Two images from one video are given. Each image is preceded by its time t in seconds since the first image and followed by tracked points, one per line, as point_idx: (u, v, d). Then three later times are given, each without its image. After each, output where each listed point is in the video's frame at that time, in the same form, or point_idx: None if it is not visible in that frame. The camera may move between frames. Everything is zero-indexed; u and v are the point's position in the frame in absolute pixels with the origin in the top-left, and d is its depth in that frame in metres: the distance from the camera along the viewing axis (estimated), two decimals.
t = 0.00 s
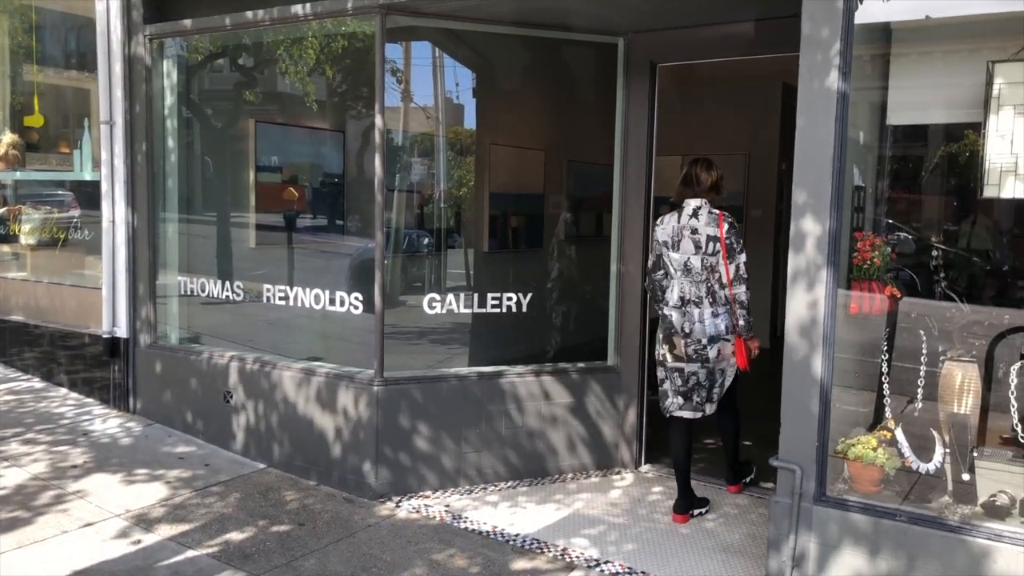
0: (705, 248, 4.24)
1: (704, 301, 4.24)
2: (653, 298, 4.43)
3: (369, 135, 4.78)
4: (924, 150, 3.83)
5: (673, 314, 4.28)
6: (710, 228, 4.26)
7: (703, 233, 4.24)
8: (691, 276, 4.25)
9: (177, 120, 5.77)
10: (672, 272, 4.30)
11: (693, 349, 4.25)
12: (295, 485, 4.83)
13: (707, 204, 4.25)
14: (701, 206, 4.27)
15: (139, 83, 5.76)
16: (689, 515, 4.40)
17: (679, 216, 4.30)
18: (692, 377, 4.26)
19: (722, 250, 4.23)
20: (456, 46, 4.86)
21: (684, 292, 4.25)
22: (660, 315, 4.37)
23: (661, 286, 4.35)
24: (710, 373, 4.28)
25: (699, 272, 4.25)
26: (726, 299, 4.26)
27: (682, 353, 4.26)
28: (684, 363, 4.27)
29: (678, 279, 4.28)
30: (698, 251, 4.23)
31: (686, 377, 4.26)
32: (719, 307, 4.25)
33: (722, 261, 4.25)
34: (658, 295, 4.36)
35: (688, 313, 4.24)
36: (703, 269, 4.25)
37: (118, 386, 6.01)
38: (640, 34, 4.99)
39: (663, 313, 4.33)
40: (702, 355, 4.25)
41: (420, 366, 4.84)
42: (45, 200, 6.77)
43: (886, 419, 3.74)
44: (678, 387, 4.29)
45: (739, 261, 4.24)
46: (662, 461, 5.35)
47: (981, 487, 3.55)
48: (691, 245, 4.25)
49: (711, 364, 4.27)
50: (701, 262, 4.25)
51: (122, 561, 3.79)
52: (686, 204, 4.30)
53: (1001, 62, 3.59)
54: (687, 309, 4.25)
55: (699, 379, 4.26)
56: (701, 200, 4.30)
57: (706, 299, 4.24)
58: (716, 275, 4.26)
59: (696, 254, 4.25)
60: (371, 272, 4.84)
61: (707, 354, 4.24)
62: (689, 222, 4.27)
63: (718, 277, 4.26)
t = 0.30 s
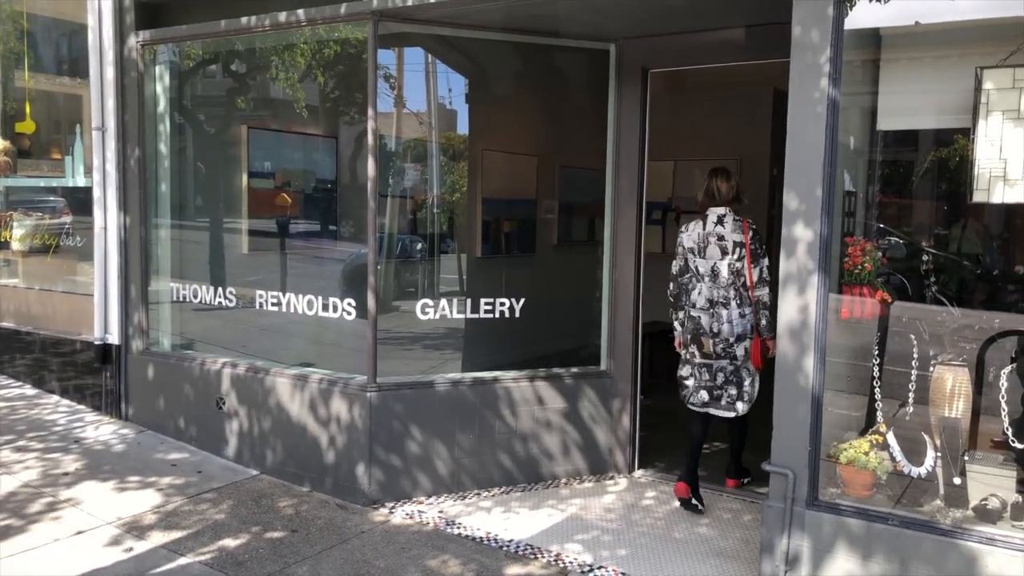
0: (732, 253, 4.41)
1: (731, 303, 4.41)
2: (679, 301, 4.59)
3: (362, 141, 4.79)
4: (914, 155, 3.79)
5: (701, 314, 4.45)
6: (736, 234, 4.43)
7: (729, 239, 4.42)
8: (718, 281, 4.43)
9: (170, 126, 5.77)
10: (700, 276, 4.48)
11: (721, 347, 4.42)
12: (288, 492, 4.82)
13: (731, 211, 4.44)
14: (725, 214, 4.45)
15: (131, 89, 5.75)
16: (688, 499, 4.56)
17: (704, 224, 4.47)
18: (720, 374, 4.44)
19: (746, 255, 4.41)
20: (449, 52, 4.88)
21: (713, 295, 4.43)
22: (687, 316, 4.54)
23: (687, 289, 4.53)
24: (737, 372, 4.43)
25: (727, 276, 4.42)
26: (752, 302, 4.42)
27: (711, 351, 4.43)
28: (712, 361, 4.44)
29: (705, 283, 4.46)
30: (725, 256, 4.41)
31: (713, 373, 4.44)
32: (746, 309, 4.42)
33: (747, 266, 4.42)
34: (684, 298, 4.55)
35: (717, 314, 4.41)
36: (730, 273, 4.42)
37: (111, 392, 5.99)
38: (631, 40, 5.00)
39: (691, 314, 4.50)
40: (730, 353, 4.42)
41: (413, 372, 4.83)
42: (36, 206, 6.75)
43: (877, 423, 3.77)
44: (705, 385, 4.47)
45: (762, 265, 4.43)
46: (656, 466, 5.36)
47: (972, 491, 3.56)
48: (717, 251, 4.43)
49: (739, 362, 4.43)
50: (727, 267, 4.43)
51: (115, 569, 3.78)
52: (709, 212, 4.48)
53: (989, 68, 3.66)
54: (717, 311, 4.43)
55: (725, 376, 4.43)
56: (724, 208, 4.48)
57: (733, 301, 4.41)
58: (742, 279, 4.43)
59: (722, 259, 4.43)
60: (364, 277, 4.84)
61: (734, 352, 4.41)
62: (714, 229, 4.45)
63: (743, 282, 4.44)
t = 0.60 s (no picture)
0: (746, 248, 4.80)
1: (739, 296, 4.79)
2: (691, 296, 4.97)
3: (356, 146, 4.79)
4: (907, 160, 3.80)
5: (710, 308, 4.84)
6: (750, 231, 4.83)
7: (744, 236, 4.81)
8: (731, 274, 4.80)
9: (164, 131, 5.77)
10: (711, 271, 4.84)
11: (730, 338, 4.79)
12: (281, 498, 4.80)
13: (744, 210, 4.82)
14: (738, 212, 4.83)
15: (125, 95, 5.74)
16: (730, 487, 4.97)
17: (719, 222, 4.84)
18: (733, 366, 4.80)
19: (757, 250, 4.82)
20: (443, 58, 4.88)
21: (722, 288, 4.81)
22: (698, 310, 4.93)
23: (698, 283, 4.89)
24: (748, 362, 4.79)
25: (738, 270, 4.80)
26: (760, 294, 4.83)
27: (722, 343, 4.82)
28: (725, 353, 4.82)
29: (714, 277, 4.83)
30: (740, 251, 4.79)
31: (727, 365, 4.82)
32: (753, 301, 4.81)
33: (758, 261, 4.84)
34: (695, 291, 4.91)
35: (725, 307, 4.80)
36: (743, 267, 4.81)
37: (104, 399, 5.97)
38: (625, 47, 5.02)
39: (701, 308, 4.89)
40: (740, 344, 4.79)
41: (406, 378, 4.83)
42: (29, 212, 6.74)
43: (871, 427, 3.77)
44: (720, 374, 4.85)
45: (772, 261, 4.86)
46: (650, 471, 5.36)
47: (966, 495, 3.58)
48: (733, 246, 4.81)
49: (750, 351, 4.79)
50: (742, 261, 4.81)
51: None
52: (723, 210, 4.85)
53: (981, 74, 3.64)
54: (727, 303, 4.80)
55: (737, 367, 4.79)
56: (737, 205, 4.86)
57: (741, 293, 4.80)
58: (753, 273, 4.83)
59: (737, 254, 4.80)
60: (358, 283, 4.83)
61: (743, 342, 4.78)
62: (729, 226, 4.82)
63: (754, 276, 4.84)
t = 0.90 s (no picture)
0: (747, 261, 4.84)
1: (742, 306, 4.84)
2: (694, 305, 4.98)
3: (354, 152, 4.79)
4: (904, 164, 3.80)
5: (714, 316, 4.86)
6: (750, 244, 4.87)
7: (745, 249, 4.84)
8: (734, 285, 4.84)
9: (161, 137, 5.77)
10: (715, 282, 4.87)
11: (735, 345, 4.84)
12: (279, 504, 4.79)
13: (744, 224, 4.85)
14: (739, 225, 4.86)
15: (122, 100, 5.74)
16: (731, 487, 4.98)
17: (720, 235, 4.86)
18: (736, 370, 4.83)
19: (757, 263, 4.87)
20: (439, 63, 4.88)
21: (725, 299, 4.85)
22: (701, 319, 4.94)
23: (701, 293, 4.91)
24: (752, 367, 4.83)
25: (740, 281, 4.85)
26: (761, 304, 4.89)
27: (729, 348, 4.85)
28: (728, 358, 4.86)
29: (719, 289, 4.86)
30: (742, 264, 4.83)
31: (731, 369, 4.85)
32: (755, 311, 4.86)
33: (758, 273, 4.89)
34: (698, 301, 4.93)
35: (730, 314, 4.83)
36: (744, 280, 4.85)
37: (101, 405, 5.96)
38: (621, 52, 5.02)
39: (704, 317, 4.91)
40: (744, 350, 4.84)
41: (404, 383, 4.83)
42: (26, 217, 6.73)
43: (868, 432, 3.78)
44: (723, 378, 4.87)
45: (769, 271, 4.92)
46: (648, 476, 5.35)
47: (963, 498, 3.55)
48: (734, 259, 4.84)
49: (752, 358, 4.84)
50: (743, 273, 4.85)
51: None
52: (724, 224, 4.87)
53: (977, 78, 3.65)
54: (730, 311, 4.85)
55: (742, 372, 4.82)
56: (737, 220, 4.88)
57: (744, 304, 4.84)
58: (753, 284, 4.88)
59: (738, 267, 4.84)
60: (356, 288, 4.83)
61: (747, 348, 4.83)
62: (730, 240, 4.85)
63: (755, 287, 4.89)
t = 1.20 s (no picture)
0: (744, 257, 5.09)
1: (740, 300, 5.09)
2: (695, 300, 5.20)
3: (354, 157, 4.79)
4: (903, 168, 3.82)
5: (719, 310, 5.09)
6: (746, 242, 5.12)
7: (742, 246, 5.10)
8: (734, 281, 5.09)
9: (162, 143, 5.78)
10: (716, 278, 5.11)
11: (734, 338, 5.09)
12: (279, 509, 4.79)
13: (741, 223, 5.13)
14: (736, 224, 5.13)
15: (122, 107, 5.75)
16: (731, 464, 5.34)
17: (719, 233, 5.10)
18: (733, 363, 5.11)
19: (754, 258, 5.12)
20: (439, 69, 4.89)
21: (727, 293, 5.09)
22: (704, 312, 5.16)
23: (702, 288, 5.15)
24: (747, 359, 5.12)
25: (739, 277, 5.10)
26: (758, 299, 5.14)
27: (729, 341, 5.09)
28: (727, 351, 5.10)
29: (721, 283, 5.10)
30: (740, 261, 5.07)
31: (728, 361, 5.11)
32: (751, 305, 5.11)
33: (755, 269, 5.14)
34: (699, 295, 5.16)
35: (734, 308, 5.08)
36: (743, 275, 5.10)
37: (101, 410, 5.95)
38: (620, 57, 5.02)
39: (709, 310, 5.12)
40: (742, 342, 5.11)
41: (404, 388, 4.82)
42: (27, 223, 6.73)
43: (869, 435, 3.77)
44: (721, 370, 5.12)
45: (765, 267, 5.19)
46: (648, 480, 5.35)
47: (963, 502, 3.59)
48: (733, 256, 5.09)
49: (749, 349, 5.12)
50: (742, 269, 5.09)
51: None
52: (723, 222, 5.13)
53: (975, 83, 3.64)
54: (730, 306, 5.08)
55: (739, 363, 5.10)
56: (733, 219, 5.15)
57: (744, 299, 5.10)
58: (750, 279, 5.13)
59: (738, 263, 5.09)
60: (356, 293, 4.84)
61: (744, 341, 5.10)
62: (729, 237, 5.10)
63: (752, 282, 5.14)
